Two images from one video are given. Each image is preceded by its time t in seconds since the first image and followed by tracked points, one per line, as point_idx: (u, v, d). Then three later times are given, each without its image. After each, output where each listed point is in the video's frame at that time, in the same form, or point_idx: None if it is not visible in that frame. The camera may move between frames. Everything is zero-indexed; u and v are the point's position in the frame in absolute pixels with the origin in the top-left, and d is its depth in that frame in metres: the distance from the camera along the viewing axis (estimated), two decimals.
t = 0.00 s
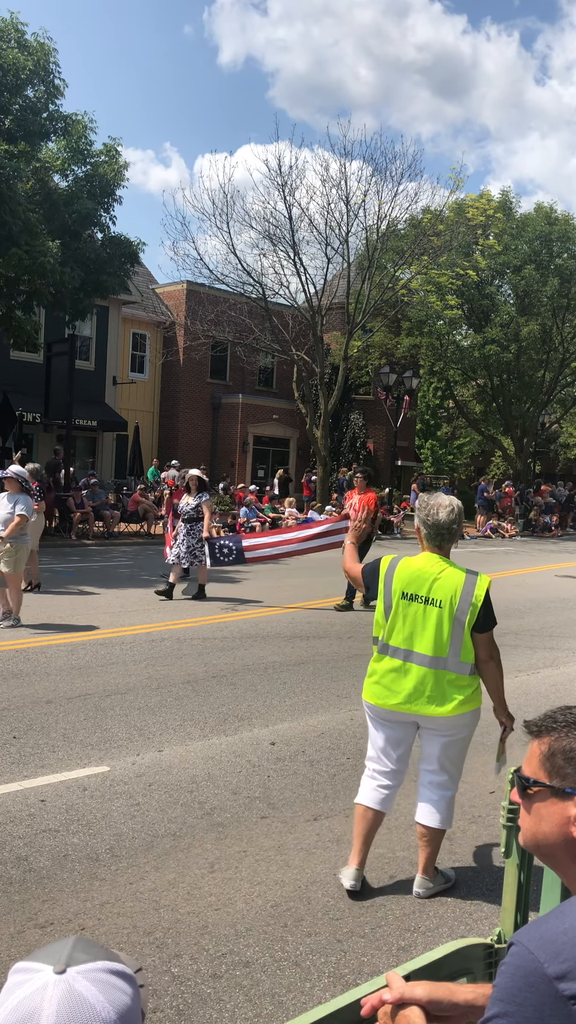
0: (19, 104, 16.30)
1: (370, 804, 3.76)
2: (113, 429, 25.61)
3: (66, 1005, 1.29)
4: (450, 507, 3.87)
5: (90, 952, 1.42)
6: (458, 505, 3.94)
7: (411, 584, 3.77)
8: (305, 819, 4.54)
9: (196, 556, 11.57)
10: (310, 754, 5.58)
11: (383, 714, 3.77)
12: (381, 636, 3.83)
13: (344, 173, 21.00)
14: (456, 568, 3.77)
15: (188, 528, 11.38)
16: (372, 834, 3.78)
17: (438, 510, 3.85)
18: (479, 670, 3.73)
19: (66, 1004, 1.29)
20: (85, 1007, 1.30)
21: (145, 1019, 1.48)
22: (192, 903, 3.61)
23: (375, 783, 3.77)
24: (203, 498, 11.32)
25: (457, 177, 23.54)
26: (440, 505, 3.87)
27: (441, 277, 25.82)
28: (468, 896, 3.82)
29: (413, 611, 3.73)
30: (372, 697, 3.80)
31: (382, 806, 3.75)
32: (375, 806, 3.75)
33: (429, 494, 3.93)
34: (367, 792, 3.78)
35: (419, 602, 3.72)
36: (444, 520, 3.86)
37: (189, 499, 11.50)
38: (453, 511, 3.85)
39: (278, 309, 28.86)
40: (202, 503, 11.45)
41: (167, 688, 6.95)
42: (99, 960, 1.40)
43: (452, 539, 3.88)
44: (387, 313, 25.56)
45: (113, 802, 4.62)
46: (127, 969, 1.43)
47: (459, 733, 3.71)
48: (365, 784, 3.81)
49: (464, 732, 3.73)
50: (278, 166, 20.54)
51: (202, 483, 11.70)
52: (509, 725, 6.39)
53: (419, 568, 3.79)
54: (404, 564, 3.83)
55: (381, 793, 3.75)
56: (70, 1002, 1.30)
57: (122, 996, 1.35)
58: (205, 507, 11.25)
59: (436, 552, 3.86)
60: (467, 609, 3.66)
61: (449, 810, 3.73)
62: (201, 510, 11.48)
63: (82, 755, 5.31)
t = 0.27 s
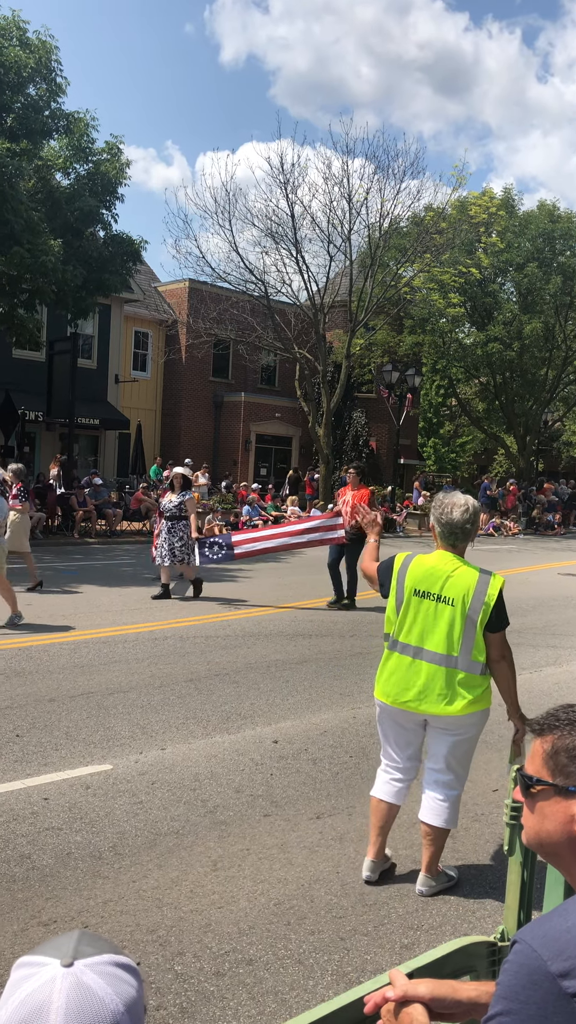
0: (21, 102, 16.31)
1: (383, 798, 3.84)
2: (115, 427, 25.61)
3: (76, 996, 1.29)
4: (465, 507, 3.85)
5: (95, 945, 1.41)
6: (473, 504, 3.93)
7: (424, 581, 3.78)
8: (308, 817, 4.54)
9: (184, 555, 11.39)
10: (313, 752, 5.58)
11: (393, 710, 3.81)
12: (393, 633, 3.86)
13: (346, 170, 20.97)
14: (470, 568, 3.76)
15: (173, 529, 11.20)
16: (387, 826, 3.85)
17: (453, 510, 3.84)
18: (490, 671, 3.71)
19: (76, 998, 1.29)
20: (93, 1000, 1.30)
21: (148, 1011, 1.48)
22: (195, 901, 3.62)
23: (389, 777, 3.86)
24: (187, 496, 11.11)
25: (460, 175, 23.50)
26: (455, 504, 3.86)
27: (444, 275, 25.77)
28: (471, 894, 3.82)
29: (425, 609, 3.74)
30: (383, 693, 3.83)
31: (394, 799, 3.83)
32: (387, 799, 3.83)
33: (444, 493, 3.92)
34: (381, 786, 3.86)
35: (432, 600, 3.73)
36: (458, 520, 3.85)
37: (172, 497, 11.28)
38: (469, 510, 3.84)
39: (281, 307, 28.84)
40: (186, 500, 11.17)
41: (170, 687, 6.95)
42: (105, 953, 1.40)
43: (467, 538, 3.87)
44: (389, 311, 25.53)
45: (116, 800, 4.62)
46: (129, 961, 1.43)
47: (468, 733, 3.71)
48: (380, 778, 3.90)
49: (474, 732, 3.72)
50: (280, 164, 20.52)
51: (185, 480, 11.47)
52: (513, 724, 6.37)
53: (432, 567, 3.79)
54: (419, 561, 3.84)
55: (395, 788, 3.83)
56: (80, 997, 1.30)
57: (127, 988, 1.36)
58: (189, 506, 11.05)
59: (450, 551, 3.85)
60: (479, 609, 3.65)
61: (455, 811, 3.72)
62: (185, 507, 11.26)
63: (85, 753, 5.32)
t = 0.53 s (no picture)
0: (23, 99, 16.29)
1: (389, 799, 3.84)
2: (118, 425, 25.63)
3: (89, 997, 1.29)
4: (461, 504, 3.86)
5: (98, 940, 1.41)
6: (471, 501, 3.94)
7: (420, 577, 3.80)
8: (310, 814, 4.54)
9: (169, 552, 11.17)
10: (316, 749, 5.58)
11: (390, 705, 3.83)
12: (391, 629, 3.89)
13: (349, 167, 20.94)
14: (466, 565, 3.75)
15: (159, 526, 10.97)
16: (393, 826, 3.88)
17: (448, 507, 3.86)
18: (485, 668, 3.69)
19: (88, 998, 1.29)
20: (106, 997, 1.30)
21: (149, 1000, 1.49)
22: (197, 898, 3.62)
23: (395, 779, 3.85)
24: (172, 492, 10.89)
25: (463, 171, 23.46)
26: (450, 501, 3.88)
27: (447, 272, 25.74)
28: (473, 891, 3.83)
29: (421, 605, 3.75)
30: (381, 689, 3.86)
31: (399, 800, 3.83)
32: (392, 800, 3.83)
33: (442, 491, 3.94)
34: (387, 787, 3.86)
35: (427, 596, 3.74)
36: (454, 517, 3.86)
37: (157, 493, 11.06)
38: (465, 508, 3.85)
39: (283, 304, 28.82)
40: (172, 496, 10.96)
41: (172, 684, 6.96)
42: (108, 948, 1.40)
43: (464, 536, 3.87)
44: (391, 308, 25.52)
45: (118, 797, 4.63)
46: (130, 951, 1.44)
47: (464, 730, 3.70)
48: (386, 779, 3.90)
49: (470, 729, 3.71)
50: (283, 161, 20.48)
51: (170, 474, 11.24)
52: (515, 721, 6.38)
53: (428, 563, 3.80)
54: (416, 557, 3.86)
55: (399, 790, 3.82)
56: (95, 994, 1.30)
57: (134, 981, 1.37)
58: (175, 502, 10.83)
59: (447, 548, 3.86)
60: (473, 606, 3.65)
61: (454, 808, 3.72)
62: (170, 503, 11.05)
63: (88, 750, 5.33)
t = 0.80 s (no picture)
0: (24, 96, 16.25)
1: (385, 796, 3.84)
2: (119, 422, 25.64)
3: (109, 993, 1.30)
4: (444, 501, 3.85)
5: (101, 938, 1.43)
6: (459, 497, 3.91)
7: (409, 574, 3.80)
8: (311, 811, 4.55)
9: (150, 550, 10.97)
10: (316, 746, 5.59)
11: (383, 701, 3.85)
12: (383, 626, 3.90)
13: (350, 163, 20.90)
14: (453, 561, 3.75)
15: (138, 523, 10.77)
16: (390, 825, 3.88)
17: (433, 506, 3.85)
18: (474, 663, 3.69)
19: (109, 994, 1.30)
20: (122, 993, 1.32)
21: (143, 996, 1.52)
22: (198, 894, 3.63)
23: (389, 775, 3.84)
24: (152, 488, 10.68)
25: (464, 168, 23.42)
26: (436, 499, 3.86)
27: (448, 269, 25.71)
28: (473, 887, 3.83)
29: (409, 601, 3.77)
30: (374, 684, 3.88)
31: (395, 796, 3.83)
32: (388, 797, 3.83)
33: (430, 490, 3.93)
34: (382, 785, 3.86)
35: (414, 593, 3.75)
36: (441, 515, 3.85)
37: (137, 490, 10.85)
38: (451, 506, 3.84)
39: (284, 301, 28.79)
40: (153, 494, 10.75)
41: (173, 681, 6.96)
42: (112, 944, 1.43)
43: (453, 533, 3.86)
44: (392, 305, 25.50)
45: (120, 794, 4.64)
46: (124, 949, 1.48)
47: (455, 724, 3.70)
48: (381, 776, 3.89)
49: (460, 723, 3.71)
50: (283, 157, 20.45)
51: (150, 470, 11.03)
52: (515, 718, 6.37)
53: (416, 560, 3.81)
54: (404, 555, 3.86)
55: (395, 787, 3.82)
56: (113, 990, 1.32)
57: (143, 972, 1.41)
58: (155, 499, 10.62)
59: (434, 545, 3.86)
60: (459, 601, 3.65)
61: (449, 802, 3.72)
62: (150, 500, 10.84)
63: (89, 747, 5.34)
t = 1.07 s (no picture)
0: (19, 94, 16.17)
1: (378, 793, 3.84)
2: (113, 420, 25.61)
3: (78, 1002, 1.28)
4: (426, 501, 3.84)
5: (77, 943, 1.39)
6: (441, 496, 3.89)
7: (395, 574, 3.81)
8: (305, 810, 4.56)
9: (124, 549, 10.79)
10: (310, 745, 5.59)
11: (375, 699, 3.87)
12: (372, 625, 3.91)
13: (345, 162, 20.89)
14: (437, 561, 3.76)
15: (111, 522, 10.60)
16: (384, 822, 3.88)
17: (415, 506, 3.84)
18: (462, 660, 3.71)
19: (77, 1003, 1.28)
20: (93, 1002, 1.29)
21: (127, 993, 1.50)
22: (193, 893, 3.63)
23: (383, 772, 3.84)
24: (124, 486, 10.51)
25: (459, 168, 23.43)
26: (417, 499, 3.85)
27: (443, 269, 25.74)
28: (467, 886, 3.85)
29: (396, 601, 3.78)
30: (365, 682, 3.90)
31: (388, 793, 3.83)
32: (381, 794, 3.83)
33: (412, 491, 3.92)
34: (375, 782, 3.85)
35: (401, 593, 3.76)
36: (423, 515, 3.84)
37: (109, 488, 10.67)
38: (433, 505, 3.83)
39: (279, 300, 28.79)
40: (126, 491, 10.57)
41: (168, 680, 6.95)
42: (87, 949, 1.39)
43: (438, 531, 3.85)
44: (387, 304, 25.52)
45: (114, 793, 4.64)
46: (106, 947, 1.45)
47: (445, 720, 3.72)
48: (373, 773, 3.89)
49: (450, 719, 3.73)
50: (279, 156, 20.43)
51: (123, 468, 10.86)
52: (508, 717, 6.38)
53: (402, 560, 3.82)
54: (391, 555, 3.87)
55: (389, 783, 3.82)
56: (83, 999, 1.29)
57: (118, 978, 1.37)
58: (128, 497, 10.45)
59: (420, 544, 3.86)
60: (445, 601, 3.66)
61: (442, 797, 3.73)
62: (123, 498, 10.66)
63: (83, 746, 5.33)
